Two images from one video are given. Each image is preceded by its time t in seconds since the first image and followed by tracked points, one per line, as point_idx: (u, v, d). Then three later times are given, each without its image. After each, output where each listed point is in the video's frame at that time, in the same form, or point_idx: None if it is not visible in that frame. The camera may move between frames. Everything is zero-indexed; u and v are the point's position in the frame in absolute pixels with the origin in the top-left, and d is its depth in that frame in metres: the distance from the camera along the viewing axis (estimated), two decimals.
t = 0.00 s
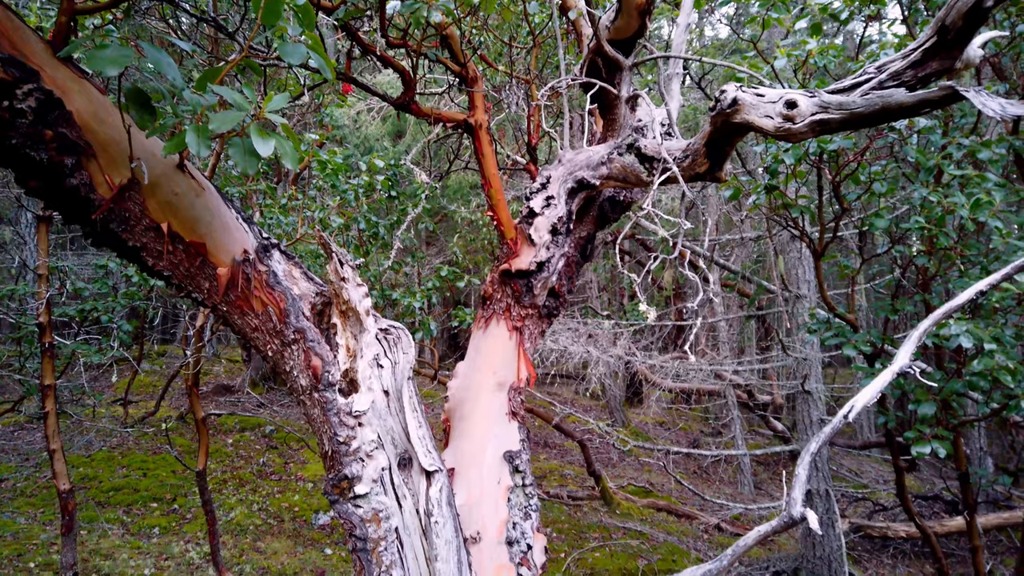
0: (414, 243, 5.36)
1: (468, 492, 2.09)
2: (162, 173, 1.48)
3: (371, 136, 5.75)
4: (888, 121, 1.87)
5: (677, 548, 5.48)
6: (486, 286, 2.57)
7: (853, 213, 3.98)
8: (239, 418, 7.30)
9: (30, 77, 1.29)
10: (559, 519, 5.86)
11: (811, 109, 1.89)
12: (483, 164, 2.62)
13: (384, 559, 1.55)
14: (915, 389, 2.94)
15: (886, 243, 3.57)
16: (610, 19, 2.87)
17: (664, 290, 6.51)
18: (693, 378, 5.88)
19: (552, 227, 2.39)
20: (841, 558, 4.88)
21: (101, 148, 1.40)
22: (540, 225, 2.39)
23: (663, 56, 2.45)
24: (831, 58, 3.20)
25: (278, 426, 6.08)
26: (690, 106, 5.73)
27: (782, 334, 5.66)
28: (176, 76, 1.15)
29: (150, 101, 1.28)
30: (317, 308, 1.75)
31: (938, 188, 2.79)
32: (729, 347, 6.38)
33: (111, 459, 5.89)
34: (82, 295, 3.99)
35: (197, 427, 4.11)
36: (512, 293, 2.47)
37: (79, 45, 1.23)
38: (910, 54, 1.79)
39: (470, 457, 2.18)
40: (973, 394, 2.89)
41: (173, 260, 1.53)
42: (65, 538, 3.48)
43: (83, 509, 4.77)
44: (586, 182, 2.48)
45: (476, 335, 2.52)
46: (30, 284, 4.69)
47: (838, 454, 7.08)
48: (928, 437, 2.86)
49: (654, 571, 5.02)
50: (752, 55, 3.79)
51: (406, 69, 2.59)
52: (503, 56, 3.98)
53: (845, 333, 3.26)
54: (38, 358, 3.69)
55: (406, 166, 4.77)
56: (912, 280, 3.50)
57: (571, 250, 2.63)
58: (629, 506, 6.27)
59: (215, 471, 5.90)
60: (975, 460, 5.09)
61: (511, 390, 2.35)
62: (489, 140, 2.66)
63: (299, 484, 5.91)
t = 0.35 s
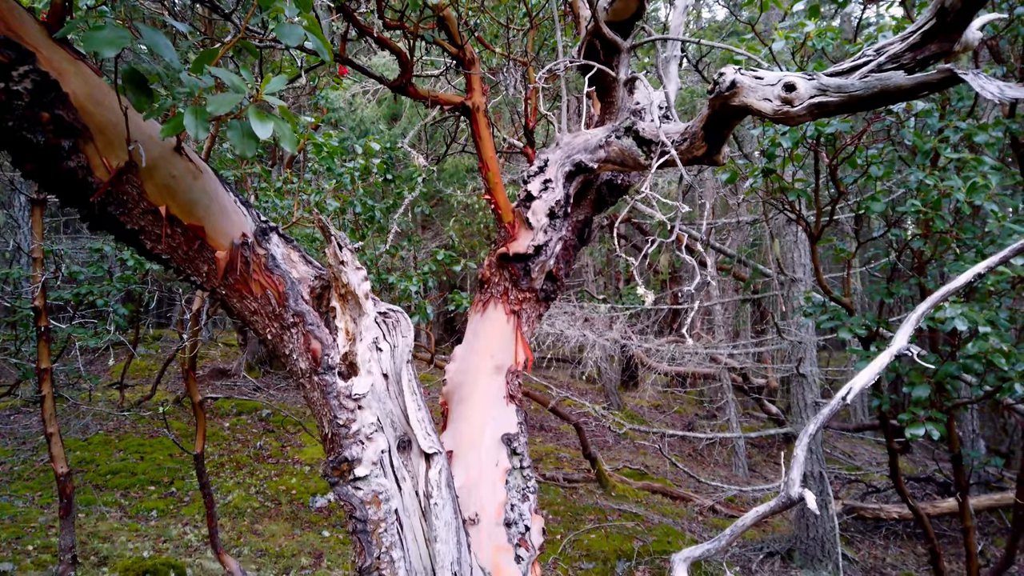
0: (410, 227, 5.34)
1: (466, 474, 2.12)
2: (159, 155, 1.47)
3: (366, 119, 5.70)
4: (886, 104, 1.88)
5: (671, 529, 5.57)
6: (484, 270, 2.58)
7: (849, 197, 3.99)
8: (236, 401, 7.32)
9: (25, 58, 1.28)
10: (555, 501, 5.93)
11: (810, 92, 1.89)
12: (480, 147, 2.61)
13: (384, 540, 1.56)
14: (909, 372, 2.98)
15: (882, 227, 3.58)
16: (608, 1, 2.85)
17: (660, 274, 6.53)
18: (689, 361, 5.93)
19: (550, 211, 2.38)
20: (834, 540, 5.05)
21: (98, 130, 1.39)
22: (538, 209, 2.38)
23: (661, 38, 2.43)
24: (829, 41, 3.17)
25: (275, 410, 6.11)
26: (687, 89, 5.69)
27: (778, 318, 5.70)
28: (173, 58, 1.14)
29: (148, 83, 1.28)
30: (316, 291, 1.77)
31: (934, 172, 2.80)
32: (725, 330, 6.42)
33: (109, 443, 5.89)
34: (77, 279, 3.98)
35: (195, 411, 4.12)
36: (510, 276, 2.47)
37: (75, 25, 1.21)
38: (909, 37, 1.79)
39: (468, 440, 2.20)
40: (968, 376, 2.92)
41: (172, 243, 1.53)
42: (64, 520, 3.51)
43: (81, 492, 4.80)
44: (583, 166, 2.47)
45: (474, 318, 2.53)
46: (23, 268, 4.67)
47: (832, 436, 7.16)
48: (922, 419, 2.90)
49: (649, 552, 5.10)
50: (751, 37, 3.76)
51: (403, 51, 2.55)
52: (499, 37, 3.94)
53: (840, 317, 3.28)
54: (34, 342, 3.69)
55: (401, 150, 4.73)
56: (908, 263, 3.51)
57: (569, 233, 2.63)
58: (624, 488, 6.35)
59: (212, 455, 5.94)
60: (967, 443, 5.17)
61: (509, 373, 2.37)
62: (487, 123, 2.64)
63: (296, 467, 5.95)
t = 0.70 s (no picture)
0: (407, 211, 5.32)
1: (466, 454, 2.14)
2: (158, 134, 1.46)
3: (362, 102, 5.64)
4: (887, 85, 1.86)
5: (666, 511, 5.65)
6: (483, 252, 2.58)
7: (847, 180, 3.99)
8: (232, 385, 7.33)
9: (22, 35, 1.27)
10: (552, 483, 5.99)
11: (811, 73, 1.88)
12: (479, 128, 2.59)
13: (385, 519, 1.56)
14: (905, 354, 3.01)
15: (879, 211, 3.58)
16: None
17: (657, 259, 6.53)
18: (685, 345, 5.97)
19: (549, 192, 2.38)
20: (827, 521, 5.14)
21: (96, 108, 1.38)
22: (536, 190, 2.38)
23: (662, 17, 2.40)
24: (829, 22, 3.15)
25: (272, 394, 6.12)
26: (685, 72, 5.65)
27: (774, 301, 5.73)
28: (173, 35, 1.13)
29: (147, 61, 1.27)
30: (317, 272, 1.76)
31: (932, 154, 2.80)
32: (721, 314, 6.45)
33: (105, 426, 5.90)
34: (72, 262, 3.96)
35: (192, 394, 4.12)
36: (509, 259, 2.47)
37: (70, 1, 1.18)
38: (911, 17, 1.78)
39: (468, 421, 2.21)
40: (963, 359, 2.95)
41: (171, 223, 1.51)
42: (61, 502, 3.53)
43: (78, 475, 4.81)
44: (582, 148, 2.46)
45: (473, 301, 2.53)
46: (17, 251, 4.64)
47: (826, 419, 7.23)
48: (918, 401, 2.93)
49: (644, 533, 5.17)
50: (751, 19, 3.73)
51: (402, 30, 2.50)
52: (497, 17, 3.88)
53: (837, 300, 3.30)
54: (30, 325, 3.68)
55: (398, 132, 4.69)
56: (904, 246, 3.52)
57: (568, 216, 2.62)
58: (619, 471, 6.42)
59: (209, 438, 5.96)
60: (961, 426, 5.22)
61: (508, 355, 2.38)
62: (486, 104, 2.62)
63: (293, 450, 5.97)
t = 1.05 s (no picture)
0: (405, 195, 5.29)
1: (466, 437, 2.15)
2: (156, 116, 1.45)
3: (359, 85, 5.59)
4: (888, 68, 1.85)
5: (664, 495, 5.71)
6: (482, 236, 2.57)
7: (846, 164, 3.98)
8: (231, 370, 7.35)
9: (17, 16, 1.26)
10: (550, 467, 6.04)
11: (812, 55, 1.87)
12: (477, 111, 2.56)
13: (386, 501, 1.58)
14: (902, 337, 3.03)
15: (878, 194, 3.58)
16: None
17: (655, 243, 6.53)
18: (682, 330, 6.00)
19: (548, 176, 2.38)
20: (822, 503, 5.24)
21: (93, 90, 1.37)
22: (535, 173, 2.38)
23: None
24: (830, 3, 3.11)
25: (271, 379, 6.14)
26: (684, 55, 5.61)
27: (772, 286, 5.75)
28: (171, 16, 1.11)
29: (144, 42, 1.26)
30: (317, 255, 1.76)
31: (932, 138, 2.80)
32: (719, 299, 6.47)
33: (104, 411, 5.91)
34: (69, 246, 3.94)
35: (191, 379, 4.13)
36: (508, 243, 2.47)
37: None
38: None
39: (466, 404, 2.23)
40: (960, 342, 2.97)
41: (171, 206, 1.51)
42: (61, 486, 3.56)
43: (78, 460, 4.84)
44: (582, 131, 2.46)
45: (471, 285, 2.54)
46: (13, 235, 4.62)
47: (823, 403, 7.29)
48: (915, 383, 2.96)
49: (641, 516, 5.24)
50: None
51: (400, 11, 2.47)
52: None
53: (835, 284, 3.31)
54: (28, 309, 3.68)
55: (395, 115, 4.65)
56: (903, 230, 3.52)
57: (567, 199, 2.62)
58: (617, 455, 6.48)
59: (208, 423, 5.98)
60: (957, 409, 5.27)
61: (507, 339, 2.39)
62: (485, 87, 2.59)
63: (292, 435, 6.00)
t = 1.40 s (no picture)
0: (405, 180, 5.28)
1: (468, 422, 2.17)
2: (157, 99, 1.45)
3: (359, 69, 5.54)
4: (893, 50, 1.82)
5: (664, 479, 5.75)
6: (484, 221, 2.56)
7: (849, 148, 3.96)
8: (232, 356, 7.37)
9: None
10: (550, 452, 6.09)
11: (816, 37, 1.84)
12: (479, 95, 2.53)
13: (389, 484, 1.60)
14: (904, 322, 3.03)
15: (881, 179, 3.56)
16: None
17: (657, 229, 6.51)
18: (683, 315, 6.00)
19: (550, 160, 2.37)
20: (822, 488, 5.30)
21: (94, 73, 1.38)
22: (537, 157, 2.36)
23: None
24: None
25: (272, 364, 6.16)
26: (687, 39, 5.56)
27: (773, 272, 5.75)
28: None
29: (144, 24, 1.25)
30: (319, 240, 1.73)
31: (935, 122, 2.78)
32: (720, 285, 6.47)
33: (106, 397, 5.94)
34: (69, 232, 3.94)
35: (192, 364, 4.14)
36: (510, 227, 2.47)
37: None
38: None
39: (469, 389, 2.24)
40: (962, 327, 2.97)
41: (172, 189, 1.51)
42: (65, 470, 3.59)
43: (80, 445, 4.87)
44: (584, 115, 2.44)
45: (473, 270, 2.54)
46: (13, 221, 4.62)
47: (823, 389, 7.32)
48: (916, 368, 2.97)
49: (642, 501, 5.28)
50: None
51: None
52: None
53: (837, 269, 3.31)
54: (29, 295, 3.69)
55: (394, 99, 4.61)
56: (905, 215, 3.51)
57: (569, 184, 2.61)
58: (618, 440, 6.52)
59: (210, 408, 6.02)
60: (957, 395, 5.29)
61: (509, 323, 2.40)
62: (486, 70, 2.56)
63: (293, 420, 6.04)
